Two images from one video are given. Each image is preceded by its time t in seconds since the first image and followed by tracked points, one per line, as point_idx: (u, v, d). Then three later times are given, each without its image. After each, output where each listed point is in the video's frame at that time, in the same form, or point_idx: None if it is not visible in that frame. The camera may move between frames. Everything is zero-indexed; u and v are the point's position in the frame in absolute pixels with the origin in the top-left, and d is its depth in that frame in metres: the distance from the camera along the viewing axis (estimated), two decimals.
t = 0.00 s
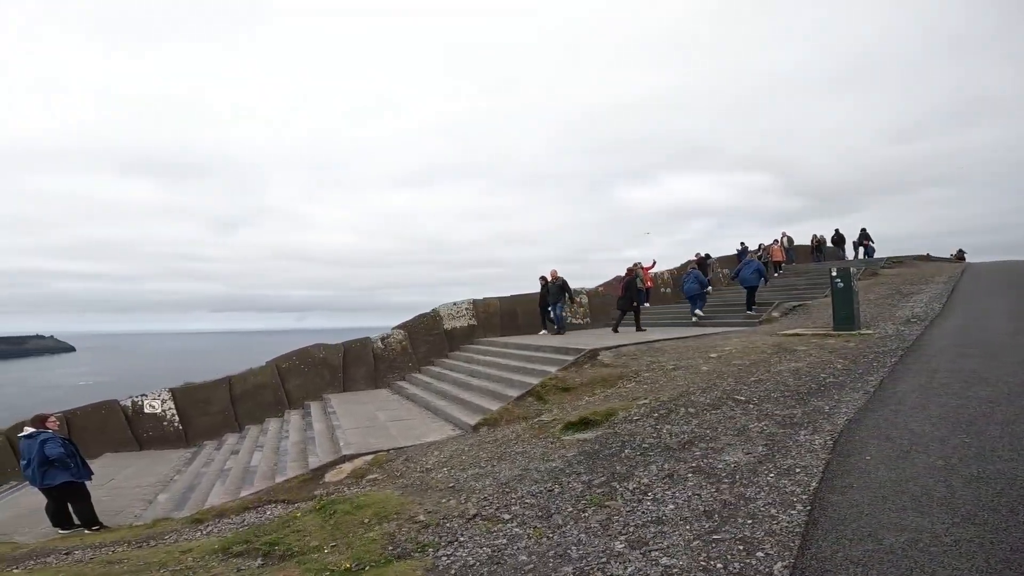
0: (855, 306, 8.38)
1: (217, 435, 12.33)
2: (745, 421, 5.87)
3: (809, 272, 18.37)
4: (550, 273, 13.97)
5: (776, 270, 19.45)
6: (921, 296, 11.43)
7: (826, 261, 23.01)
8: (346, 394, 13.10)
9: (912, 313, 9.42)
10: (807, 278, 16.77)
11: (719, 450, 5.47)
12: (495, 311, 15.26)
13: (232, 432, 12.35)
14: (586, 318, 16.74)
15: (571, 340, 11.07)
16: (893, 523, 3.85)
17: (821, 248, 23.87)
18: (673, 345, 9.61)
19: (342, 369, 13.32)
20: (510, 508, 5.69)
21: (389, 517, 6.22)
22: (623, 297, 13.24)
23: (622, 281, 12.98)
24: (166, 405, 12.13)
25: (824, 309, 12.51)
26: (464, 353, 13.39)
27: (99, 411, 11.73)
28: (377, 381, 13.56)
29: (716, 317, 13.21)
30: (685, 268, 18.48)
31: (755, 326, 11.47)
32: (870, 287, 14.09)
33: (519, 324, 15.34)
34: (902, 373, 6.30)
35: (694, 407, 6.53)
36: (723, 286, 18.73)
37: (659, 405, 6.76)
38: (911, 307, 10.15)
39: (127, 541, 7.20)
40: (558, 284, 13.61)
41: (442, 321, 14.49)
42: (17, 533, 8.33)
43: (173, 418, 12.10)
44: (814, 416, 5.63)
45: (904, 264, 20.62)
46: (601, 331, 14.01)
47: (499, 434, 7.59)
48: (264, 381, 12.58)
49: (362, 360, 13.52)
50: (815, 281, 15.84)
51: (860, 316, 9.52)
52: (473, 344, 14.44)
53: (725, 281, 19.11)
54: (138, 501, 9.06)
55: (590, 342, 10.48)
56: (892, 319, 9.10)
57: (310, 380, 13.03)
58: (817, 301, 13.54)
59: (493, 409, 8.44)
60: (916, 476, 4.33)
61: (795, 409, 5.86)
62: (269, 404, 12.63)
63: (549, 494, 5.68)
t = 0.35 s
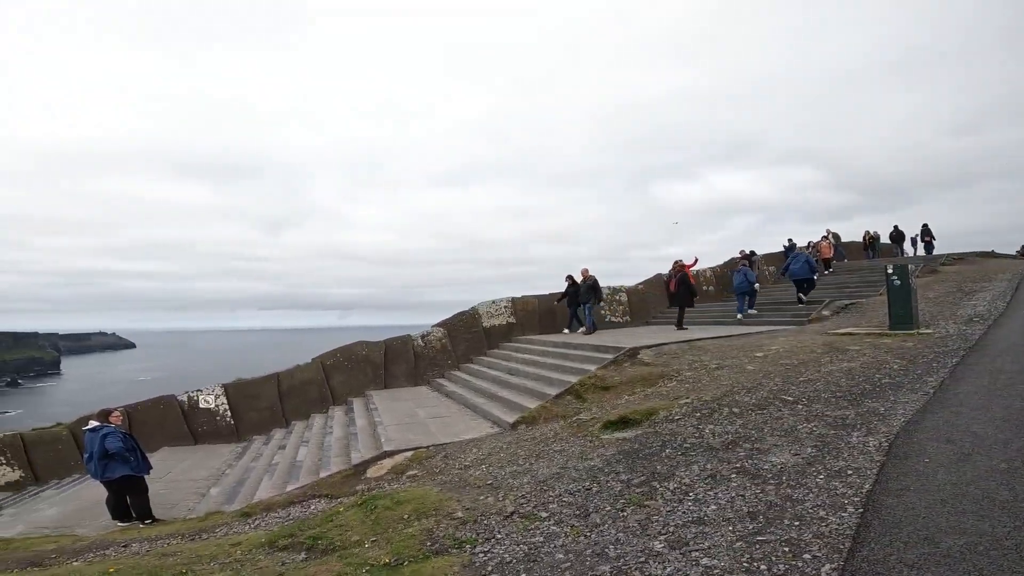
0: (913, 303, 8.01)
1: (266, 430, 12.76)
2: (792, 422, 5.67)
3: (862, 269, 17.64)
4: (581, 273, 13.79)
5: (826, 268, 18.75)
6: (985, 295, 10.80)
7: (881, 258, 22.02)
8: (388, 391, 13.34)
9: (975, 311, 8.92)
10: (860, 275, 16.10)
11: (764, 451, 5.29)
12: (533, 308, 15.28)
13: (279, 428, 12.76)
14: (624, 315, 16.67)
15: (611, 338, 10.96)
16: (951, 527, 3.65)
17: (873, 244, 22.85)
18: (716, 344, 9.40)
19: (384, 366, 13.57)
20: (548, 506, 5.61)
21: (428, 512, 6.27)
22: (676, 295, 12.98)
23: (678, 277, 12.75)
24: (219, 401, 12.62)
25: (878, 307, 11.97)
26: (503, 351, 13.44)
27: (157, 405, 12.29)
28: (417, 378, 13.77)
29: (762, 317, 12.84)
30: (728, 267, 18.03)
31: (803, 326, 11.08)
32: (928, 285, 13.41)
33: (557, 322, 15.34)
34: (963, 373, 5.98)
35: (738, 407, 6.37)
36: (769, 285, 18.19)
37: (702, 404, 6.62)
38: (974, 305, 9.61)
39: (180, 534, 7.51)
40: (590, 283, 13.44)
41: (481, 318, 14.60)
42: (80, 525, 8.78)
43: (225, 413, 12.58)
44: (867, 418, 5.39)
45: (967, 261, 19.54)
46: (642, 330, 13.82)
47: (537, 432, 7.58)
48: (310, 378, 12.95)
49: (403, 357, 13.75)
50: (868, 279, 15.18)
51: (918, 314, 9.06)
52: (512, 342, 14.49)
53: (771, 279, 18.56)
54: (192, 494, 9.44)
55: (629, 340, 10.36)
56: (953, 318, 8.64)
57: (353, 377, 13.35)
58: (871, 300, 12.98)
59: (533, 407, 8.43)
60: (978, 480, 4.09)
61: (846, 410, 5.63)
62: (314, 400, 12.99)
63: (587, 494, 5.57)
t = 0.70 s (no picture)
0: (977, 302, 7.60)
1: (312, 425, 13.11)
2: (844, 423, 5.47)
3: (920, 266, 16.85)
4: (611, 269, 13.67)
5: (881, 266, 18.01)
6: None
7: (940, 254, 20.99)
8: (429, 387, 13.52)
9: None
10: (917, 273, 15.38)
11: (813, 452, 5.11)
12: (573, 306, 15.22)
13: (325, 423, 13.09)
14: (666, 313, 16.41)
15: (653, 337, 10.81)
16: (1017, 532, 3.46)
17: (931, 239, 21.75)
18: (763, 343, 9.15)
19: (425, 362, 13.75)
20: (588, 504, 5.54)
21: (468, 508, 6.31)
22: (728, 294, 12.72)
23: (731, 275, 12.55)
24: (269, 396, 13.05)
25: (938, 306, 11.39)
26: (542, 348, 13.43)
27: (211, 400, 12.80)
28: (457, 375, 13.90)
29: (812, 317, 12.42)
30: (775, 264, 17.50)
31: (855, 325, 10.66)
32: (994, 282, 12.69)
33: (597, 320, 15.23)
34: None
35: (786, 407, 6.19)
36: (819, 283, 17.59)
37: (749, 404, 6.46)
38: None
39: (230, 527, 7.78)
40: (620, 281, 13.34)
41: (521, 316, 14.62)
42: (140, 517, 9.19)
43: (274, 408, 13.00)
44: (925, 419, 5.16)
45: None
46: (685, 328, 13.57)
47: (577, 430, 7.54)
48: (354, 374, 13.24)
49: (444, 354, 13.90)
50: (926, 277, 14.49)
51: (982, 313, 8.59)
52: (552, 340, 14.47)
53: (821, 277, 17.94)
54: (242, 487, 9.78)
55: (672, 338, 10.20)
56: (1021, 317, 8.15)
57: (395, 372, 13.59)
58: (930, 298, 12.38)
59: (573, 405, 8.39)
60: None
61: (903, 411, 5.39)
62: (358, 396, 13.27)
63: (628, 492, 5.47)
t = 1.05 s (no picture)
0: None
1: (357, 420, 13.43)
2: (903, 423, 5.24)
3: (984, 261, 15.97)
4: (641, 265, 13.49)
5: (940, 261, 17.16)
6: None
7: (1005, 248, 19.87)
8: (470, 383, 13.65)
9: None
10: (981, 268, 14.59)
11: (869, 453, 4.91)
12: (614, 302, 15.09)
13: (370, 418, 13.39)
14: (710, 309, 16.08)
15: (697, 334, 10.60)
16: None
17: (996, 232, 20.59)
18: (814, 341, 8.85)
19: (466, 358, 13.88)
20: (630, 502, 5.47)
21: (509, 504, 6.32)
22: (788, 289, 12.42)
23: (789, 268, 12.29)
24: (316, 391, 13.42)
25: (1006, 302, 10.76)
26: (583, 344, 13.37)
27: (262, 395, 13.27)
28: (498, 371, 13.98)
29: (867, 315, 11.94)
30: (826, 259, 16.88)
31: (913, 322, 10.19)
32: None
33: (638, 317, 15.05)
34: None
35: (839, 405, 5.97)
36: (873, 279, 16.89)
37: (799, 403, 6.26)
38: None
39: (280, 520, 8.03)
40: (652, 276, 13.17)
41: (562, 312, 14.59)
42: (197, 509, 9.60)
43: (321, 403, 13.38)
44: (994, 420, 4.88)
45: None
46: (730, 325, 13.26)
47: (619, 427, 7.47)
48: (397, 369, 13.48)
49: (485, 350, 14.00)
50: (991, 272, 13.72)
51: None
52: (593, 336, 14.38)
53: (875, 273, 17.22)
54: (292, 481, 10.10)
55: (718, 335, 9.97)
56: None
57: (437, 368, 13.77)
58: (995, 294, 11.72)
59: (615, 402, 8.31)
60: None
61: (968, 412, 5.12)
62: (401, 391, 13.51)
63: (672, 491, 5.37)
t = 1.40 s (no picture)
0: None
1: (402, 415, 13.68)
2: (971, 423, 4.96)
3: None
4: (679, 261, 13.23)
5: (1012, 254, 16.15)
6: None
7: None
8: (513, 379, 13.70)
9: None
10: None
11: (933, 453, 4.66)
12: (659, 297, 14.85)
13: (414, 413, 13.61)
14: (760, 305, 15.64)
15: (746, 330, 10.32)
16: None
17: None
18: (872, 338, 8.48)
19: (509, 354, 13.95)
20: (675, 500, 5.37)
21: (552, 500, 6.30)
22: (853, 284, 12.01)
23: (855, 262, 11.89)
24: (364, 386, 13.73)
25: None
26: (628, 341, 13.24)
27: (311, 390, 13.67)
28: (540, 368, 13.99)
29: (930, 313, 11.36)
30: (885, 253, 16.13)
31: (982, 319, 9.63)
32: None
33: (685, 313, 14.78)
34: None
35: (900, 405, 5.71)
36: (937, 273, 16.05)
37: (857, 403, 6.01)
38: None
39: (328, 512, 8.24)
40: (690, 272, 12.91)
41: (605, 307, 14.47)
42: (252, 501, 9.97)
43: (368, 397, 13.69)
44: None
45: None
46: (781, 322, 12.86)
47: (665, 425, 7.36)
48: (441, 365, 13.66)
49: (528, 346, 14.04)
50: None
51: None
52: (637, 332, 14.19)
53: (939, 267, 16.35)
54: (340, 474, 10.36)
55: (769, 332, 9.68)
56: None
57: (480, 364, 13.88)
58: None
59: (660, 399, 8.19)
60: None
61: None
62: (445, 386, 13.68)
63: (719, 489, 5.25)
